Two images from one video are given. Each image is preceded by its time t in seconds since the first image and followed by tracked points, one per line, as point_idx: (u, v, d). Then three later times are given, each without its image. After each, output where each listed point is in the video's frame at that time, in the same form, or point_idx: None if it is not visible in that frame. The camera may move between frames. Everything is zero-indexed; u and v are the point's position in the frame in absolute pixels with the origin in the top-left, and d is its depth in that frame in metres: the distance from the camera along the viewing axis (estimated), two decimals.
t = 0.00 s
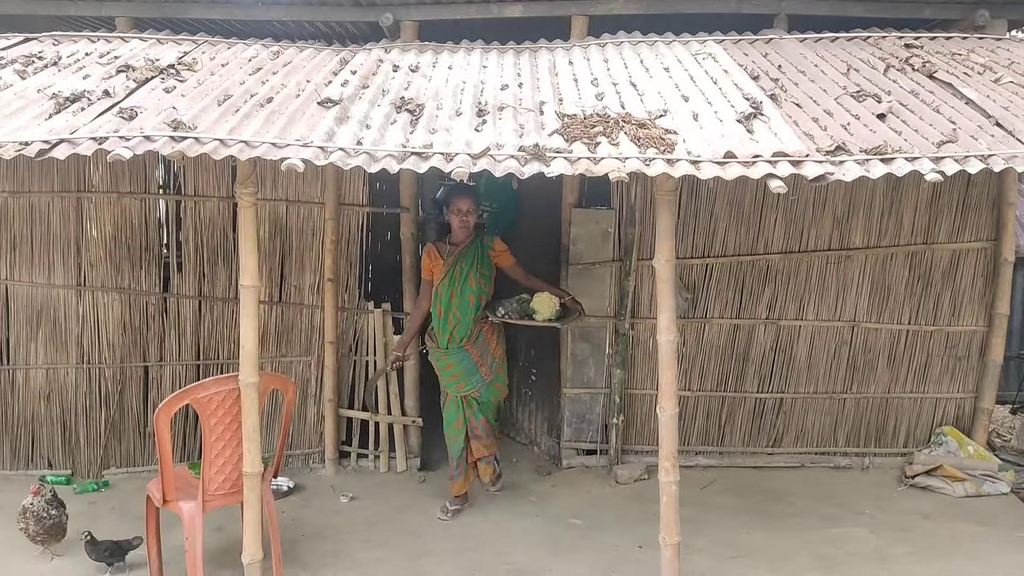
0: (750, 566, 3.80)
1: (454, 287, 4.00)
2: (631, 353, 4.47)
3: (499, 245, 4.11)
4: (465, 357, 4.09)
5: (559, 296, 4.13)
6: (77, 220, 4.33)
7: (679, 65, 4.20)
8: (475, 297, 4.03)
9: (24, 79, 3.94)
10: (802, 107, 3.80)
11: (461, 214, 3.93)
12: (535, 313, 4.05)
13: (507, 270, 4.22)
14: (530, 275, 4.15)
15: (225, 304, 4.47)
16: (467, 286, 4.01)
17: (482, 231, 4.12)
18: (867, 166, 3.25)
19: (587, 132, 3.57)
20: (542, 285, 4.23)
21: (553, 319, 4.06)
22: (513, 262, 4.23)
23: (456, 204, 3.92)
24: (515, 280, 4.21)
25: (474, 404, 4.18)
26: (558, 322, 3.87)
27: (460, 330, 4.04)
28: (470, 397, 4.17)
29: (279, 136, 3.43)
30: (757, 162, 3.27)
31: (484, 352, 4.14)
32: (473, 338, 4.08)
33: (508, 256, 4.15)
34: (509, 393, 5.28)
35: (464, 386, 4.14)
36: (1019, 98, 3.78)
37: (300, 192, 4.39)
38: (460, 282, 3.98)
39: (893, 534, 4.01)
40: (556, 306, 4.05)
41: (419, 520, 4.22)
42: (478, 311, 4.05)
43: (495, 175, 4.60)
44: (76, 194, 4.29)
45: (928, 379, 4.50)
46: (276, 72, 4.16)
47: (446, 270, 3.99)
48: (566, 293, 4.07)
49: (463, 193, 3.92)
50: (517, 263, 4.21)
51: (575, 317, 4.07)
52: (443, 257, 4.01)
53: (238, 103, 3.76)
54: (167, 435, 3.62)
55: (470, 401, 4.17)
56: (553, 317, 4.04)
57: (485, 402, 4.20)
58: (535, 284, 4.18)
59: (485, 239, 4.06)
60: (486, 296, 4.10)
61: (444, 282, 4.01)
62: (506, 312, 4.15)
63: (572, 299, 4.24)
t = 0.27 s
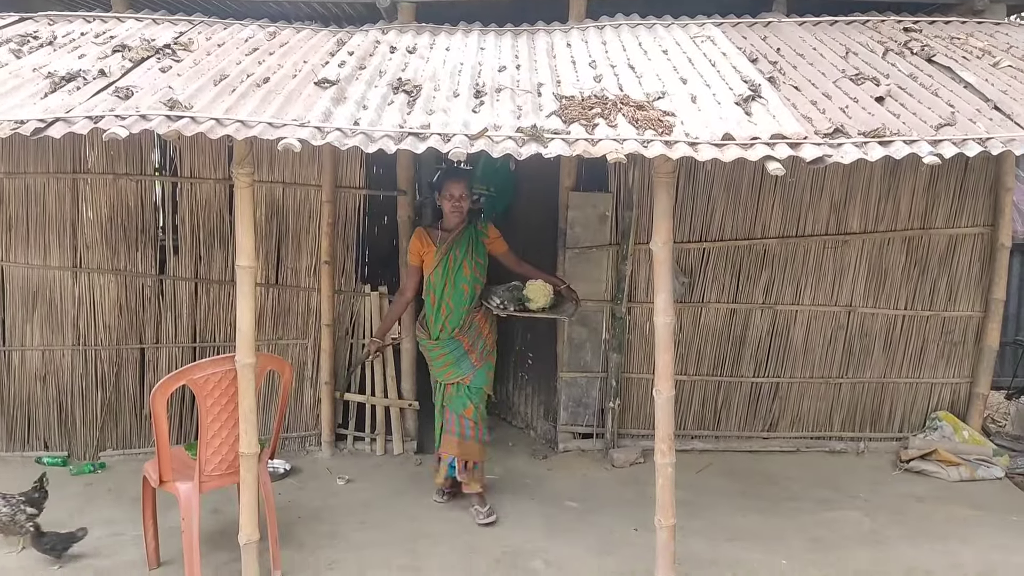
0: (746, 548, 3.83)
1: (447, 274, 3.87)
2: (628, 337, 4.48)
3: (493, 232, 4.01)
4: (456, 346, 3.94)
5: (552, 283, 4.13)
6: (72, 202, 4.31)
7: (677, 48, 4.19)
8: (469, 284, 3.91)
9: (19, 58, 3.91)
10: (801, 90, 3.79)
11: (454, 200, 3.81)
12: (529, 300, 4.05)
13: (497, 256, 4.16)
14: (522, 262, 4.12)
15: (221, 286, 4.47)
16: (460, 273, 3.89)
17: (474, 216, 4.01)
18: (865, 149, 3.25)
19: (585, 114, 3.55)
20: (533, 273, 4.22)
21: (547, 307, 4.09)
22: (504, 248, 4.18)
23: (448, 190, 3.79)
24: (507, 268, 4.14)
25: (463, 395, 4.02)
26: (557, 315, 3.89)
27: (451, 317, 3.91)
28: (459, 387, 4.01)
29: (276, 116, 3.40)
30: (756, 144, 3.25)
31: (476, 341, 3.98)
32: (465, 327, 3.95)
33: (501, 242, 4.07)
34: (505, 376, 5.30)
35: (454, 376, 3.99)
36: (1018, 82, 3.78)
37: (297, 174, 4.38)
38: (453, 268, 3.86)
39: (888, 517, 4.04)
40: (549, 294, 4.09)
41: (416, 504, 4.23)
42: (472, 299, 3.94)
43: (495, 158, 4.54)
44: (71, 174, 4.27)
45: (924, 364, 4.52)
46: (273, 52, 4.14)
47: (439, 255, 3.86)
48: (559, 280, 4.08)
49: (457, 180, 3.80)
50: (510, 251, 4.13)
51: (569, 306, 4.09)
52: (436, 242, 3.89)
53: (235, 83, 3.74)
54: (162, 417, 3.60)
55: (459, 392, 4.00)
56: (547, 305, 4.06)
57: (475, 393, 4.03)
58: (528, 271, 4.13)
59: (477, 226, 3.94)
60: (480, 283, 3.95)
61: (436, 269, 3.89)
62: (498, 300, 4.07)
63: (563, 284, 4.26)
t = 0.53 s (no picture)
0: (742, 532, 3.85)
1: (449, 266, 3.77)
2: (625, 322, 4.48)
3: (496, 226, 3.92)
4: (456, 342, 3.83)
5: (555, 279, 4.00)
6: (68, 184, 4.30)
7: (676, 31, 4.18)
8: (472, 278, 3.81)
9: (15, 38, 3.89)
10: (800, 74, 3.78)
11: (455, 191, 3.70)
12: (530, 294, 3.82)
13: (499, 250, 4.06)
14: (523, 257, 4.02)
15: (218, 270, 4.46)
16: (463, 266, 3.80)
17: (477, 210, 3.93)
18: (864, 132, 3.23)
19: (583, 96, 3.52)
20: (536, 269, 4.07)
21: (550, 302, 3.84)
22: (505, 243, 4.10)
23: (449, 180, 3.68)
24: (508, 263, 4.06)
25: (462, 394, 3.89)
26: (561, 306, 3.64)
27: (452, 312, 3.81)
28: (458, 386, 3.88)
29: (274, 97, 3.37)
30: (755, 126, 3.23)
31: (476, 338, 3.86)
32: (466, 322, 3.85)
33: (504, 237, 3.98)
34: (502, 360, 5.32)
35: (453, 373, 3.86)
36: (1017, 67, 3.77)
37: (295, 157, 4.36)
38: (456, 261, 3.76)
39: (884, 502, 4.06)
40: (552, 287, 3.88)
41: (413, 488, 4.24)
42: (473, 293, 3.84)
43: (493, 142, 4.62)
44: (68, 156, 4.26)
45: (921, 350, 4.53)
46: (270, 33, 4.12)
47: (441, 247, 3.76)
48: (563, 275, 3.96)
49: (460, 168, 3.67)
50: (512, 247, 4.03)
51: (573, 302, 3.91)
52: (437, 233, 3.78)
53: (232, 63, 3.71)
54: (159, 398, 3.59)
55: (459, 391, 3.88)
56: (550, 298, 3.85)
57: (474, 392, 3.91)
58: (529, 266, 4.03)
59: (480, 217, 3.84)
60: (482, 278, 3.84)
61: (438, 262, 3.80)
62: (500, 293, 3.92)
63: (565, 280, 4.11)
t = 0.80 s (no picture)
0: (740, 516, 3.87)
1: (451, 254, 3.68)
2: (624, 307, 4.48)
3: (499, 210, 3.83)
4: (457, 330, 3.74)
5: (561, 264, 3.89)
6: (66, 167, 4.28)
7: (677, 15, 4.18)
8: (474, 266, 3.73)
9: (13, 20, 3.88)
10: (800, 57, 3.77)
11: (453, 178, 3.60)
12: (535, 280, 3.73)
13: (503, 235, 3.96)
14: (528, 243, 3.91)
15: (217, 254, 4.45)
16: (465, 253, 3.71)
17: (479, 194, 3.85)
18: (865, 116, 3.22)
19: (583, 79, 3.50)
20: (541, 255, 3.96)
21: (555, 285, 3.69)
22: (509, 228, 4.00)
23: (448, 168, 3.58)
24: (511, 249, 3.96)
25: (464, 383, 3.81)
26: (567, 292, 3.50)
27: (454, 300, 3.72)
28: (461, 375, 3.79)
29: (272, 78, 3.35)
30: (755, 109, 3.22)
31: (479, 327, 3.77)
32: (468, 311, 3.75)
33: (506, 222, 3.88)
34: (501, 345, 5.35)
35: (455, 364, 3.76)
36: (1018, 52, 3.76)
37: (293, 142, 4.35)
38: (457, 248, 3.68)
39: (881, 487, 4.07)
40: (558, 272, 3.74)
41: (411, 472, 4.25)
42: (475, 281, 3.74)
43: (495, 126, 4.56)
44: (66, 139, 4.25)
45: (919, 336, 4.54)
46: (269, 15, 4.11)
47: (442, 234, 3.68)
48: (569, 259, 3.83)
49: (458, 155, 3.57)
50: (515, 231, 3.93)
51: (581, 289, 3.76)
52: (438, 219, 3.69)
53: (230, 45, 3.70)
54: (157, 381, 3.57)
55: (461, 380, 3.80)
56: (556, 284, 3.70)
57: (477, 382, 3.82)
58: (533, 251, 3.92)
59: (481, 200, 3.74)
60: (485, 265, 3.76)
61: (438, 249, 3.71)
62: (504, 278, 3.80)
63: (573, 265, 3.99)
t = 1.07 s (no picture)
0: (738, 500, 3.88)
1: (440, 245, 3.42)
2: (624, 292, 4.49)
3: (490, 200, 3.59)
4: (449, 326, 3.45)
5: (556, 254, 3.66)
6: (66, 150, 4.28)
7: None
8: (465, 258, 3.46)
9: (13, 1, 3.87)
10: (802, 41, 3.75)
11: (440, 169, 3.33)
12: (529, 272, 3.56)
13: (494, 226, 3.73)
14: (520, 233, 3.68)
15: (217, 238, 4.45)
16: (455, 244, 3.44)
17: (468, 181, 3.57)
18: (866, 98, 3.22)
19: (585, 61, 3.49)
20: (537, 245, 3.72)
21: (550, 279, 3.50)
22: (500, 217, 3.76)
23: (433, 157, 3.32)
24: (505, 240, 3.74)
25: (456, 382, 3.52)
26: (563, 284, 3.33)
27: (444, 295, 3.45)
28: (452, 375, 3.51)
29: (272, 59, 3.33)
30: (756, 91, 3.20)
31: (471, 321, 3.51)
32: (460, 306, 3.48)
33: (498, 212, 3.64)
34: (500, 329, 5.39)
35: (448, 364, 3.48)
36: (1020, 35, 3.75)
37: (294, 125, 4.35)
38: (447, 238, 3.42)
39: (880, 471, 4.08)
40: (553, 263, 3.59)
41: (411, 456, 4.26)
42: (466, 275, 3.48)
43: (495, 115, 4.50)
44: (66, 122, 4.24)
45: (919, 322, 4.55)
46: None
47: (430, 223, 3.41)
48: (564, 248, 3.61)
49: (444, 142, 3.29)
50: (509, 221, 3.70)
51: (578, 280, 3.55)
52: (426, 209, 3.46)
53: (230, 26, 3.69)
54: (157, 364, 3.56)
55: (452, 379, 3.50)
56: (551, 277, 3.51)
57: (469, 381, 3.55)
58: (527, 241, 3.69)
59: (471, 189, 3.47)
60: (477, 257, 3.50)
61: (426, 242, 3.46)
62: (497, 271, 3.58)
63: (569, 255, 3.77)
